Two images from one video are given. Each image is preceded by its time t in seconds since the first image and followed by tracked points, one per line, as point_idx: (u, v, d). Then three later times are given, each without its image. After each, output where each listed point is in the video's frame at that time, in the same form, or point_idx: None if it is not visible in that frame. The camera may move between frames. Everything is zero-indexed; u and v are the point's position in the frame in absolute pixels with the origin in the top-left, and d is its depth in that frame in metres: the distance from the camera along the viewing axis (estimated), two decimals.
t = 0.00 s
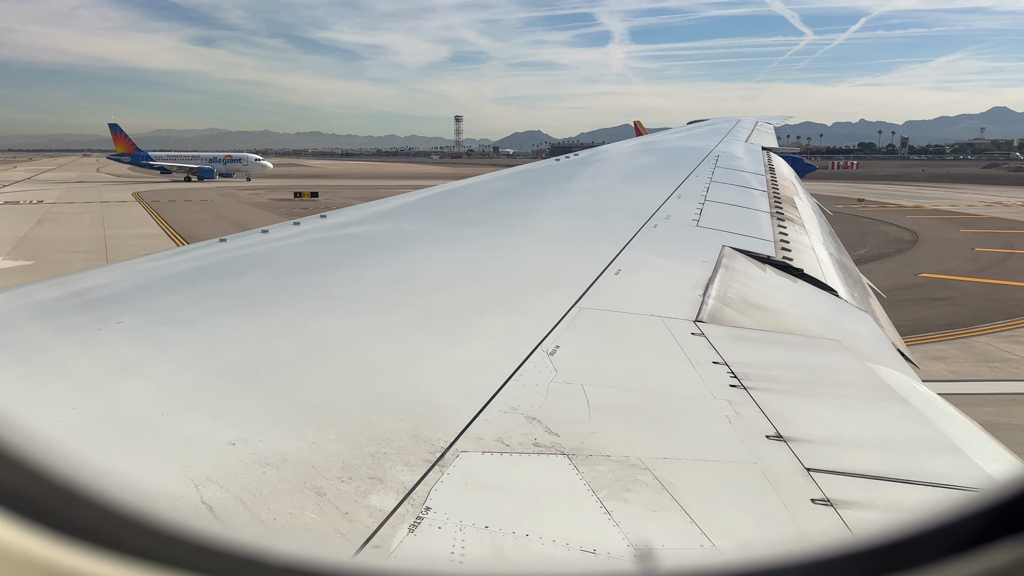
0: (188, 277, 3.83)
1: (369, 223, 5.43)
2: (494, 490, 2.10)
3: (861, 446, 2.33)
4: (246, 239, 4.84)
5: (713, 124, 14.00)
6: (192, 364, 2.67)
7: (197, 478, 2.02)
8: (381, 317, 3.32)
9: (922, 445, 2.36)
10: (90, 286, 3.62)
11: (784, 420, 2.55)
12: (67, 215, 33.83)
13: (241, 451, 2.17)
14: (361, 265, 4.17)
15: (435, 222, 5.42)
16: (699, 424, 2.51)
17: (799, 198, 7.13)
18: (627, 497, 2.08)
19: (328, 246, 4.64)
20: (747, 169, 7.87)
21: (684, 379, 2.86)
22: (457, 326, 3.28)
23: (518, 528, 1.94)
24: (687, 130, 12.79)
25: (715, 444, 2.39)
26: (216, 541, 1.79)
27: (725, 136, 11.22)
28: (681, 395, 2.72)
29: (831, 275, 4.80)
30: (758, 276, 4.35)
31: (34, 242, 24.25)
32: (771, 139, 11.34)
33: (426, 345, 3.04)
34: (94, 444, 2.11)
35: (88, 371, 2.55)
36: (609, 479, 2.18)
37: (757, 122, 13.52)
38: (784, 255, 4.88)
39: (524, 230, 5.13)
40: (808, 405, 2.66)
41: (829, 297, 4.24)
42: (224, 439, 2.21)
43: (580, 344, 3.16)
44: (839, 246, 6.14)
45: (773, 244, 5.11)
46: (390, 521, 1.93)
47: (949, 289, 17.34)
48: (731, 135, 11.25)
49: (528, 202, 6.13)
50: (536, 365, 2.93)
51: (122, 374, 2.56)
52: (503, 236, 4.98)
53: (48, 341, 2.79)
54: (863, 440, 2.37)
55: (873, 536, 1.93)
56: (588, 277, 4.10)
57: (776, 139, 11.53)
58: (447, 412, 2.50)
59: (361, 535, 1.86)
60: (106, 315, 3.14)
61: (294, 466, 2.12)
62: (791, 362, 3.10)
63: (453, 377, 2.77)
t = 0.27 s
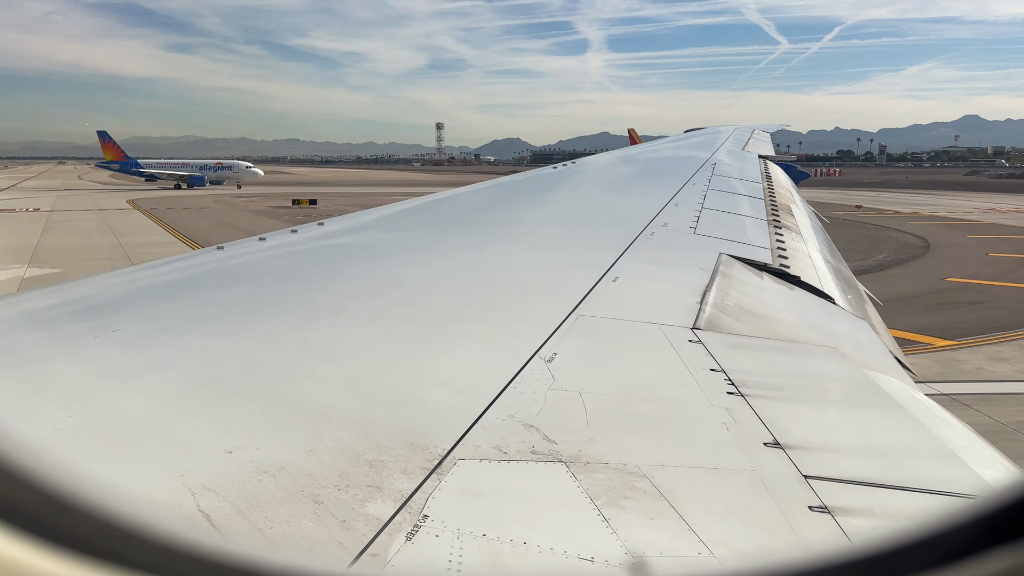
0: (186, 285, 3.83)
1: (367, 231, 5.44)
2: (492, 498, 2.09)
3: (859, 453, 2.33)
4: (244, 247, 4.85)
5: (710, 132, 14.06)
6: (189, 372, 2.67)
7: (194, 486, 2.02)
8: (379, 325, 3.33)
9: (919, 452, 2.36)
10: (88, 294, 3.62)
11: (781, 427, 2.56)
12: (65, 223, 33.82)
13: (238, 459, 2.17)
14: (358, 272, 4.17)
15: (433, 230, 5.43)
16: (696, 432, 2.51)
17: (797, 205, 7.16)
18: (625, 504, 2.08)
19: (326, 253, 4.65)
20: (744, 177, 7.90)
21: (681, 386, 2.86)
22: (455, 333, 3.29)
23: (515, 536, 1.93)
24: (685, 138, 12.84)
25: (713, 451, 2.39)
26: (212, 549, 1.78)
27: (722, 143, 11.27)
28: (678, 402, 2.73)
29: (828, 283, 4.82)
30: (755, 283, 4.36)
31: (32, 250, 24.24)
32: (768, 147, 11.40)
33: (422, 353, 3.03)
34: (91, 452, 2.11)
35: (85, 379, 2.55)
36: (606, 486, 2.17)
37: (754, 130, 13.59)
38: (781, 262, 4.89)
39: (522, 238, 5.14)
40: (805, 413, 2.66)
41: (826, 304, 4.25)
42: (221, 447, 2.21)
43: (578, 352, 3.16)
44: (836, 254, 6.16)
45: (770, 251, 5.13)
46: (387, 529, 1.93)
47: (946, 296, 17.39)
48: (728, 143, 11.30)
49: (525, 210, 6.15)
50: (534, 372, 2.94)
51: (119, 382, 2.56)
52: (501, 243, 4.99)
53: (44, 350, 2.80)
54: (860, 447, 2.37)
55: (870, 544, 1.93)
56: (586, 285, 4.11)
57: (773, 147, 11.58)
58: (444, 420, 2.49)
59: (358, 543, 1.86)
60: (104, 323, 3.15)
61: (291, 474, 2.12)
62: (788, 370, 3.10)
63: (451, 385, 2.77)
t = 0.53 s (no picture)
0: (183, 290, 3.83)
1: (365, 236, 5.45)
2: (489, 504, 2.09)
3: (856, 458, 2.34)
4: (242, 253, 4.85)
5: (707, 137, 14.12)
6: (186, 378, 2.67)
7: (190, 492, 2.01)
8: (376, 330, 3.33)
9: (916, 457, 2.37)
10: (85, 299, 3.62)
11: (779, 432, 2.56)
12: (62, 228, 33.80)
13: (235, 465, 2.16)
14: (356, 277, 4.17)
15: (430, 235, 5.44)
16: (694, 437, 2.51)
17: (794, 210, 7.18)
18: (622, 510, 2.08)
19: (323, 259, 4.65)
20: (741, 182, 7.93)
21: (679, 391, 2.86)
22: (452, 338, 3.29)
23: (513, 542, 1.93)
24: (682, 143, 12.88)
25: (711, 456, 2.39)
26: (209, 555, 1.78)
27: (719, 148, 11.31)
28: (676, 407, 2.72)
29: (825, 288, 4.82)
30: (753, 288, 4.37)
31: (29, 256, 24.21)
32: (765, 152, 11.44)
33: (419, 359, 3.03)
34: (87, 458, 2.10)
35: (82, 385, 2.55)
36: (604, 492, 2.17)
37: (750, 135, 13.64)
38: (778, 267, 4.90)
39: (519, 243, 5.15)
40: (803, 417, 2.66)
41: (823, 309, 4.26)
42: (218, 452, 2.21)
43: (576, 357, 3.16)
44: (833, 259, 6.17)
45: (767, 256, 5.14)
46: (384, 535, 1.92)
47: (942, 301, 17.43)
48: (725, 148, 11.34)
49: (523, 215, 6.16)
50: (532, 377, 2.93)
51: (116, 387, 2.56)
52: (498, 248, 5.00)
53: (40, 356, 2.79)
54: (858, 452, 2.37)
55: (868, 549, 1.93)
56: (583, 290, 4.12)
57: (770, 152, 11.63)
58: (442, 426, 2.49)
59: (356, 549, 1.85)
60: (101, 329, 3.14)
61: (288, 479, 2.11)
62: (786, 375, 3.10)
63: (448, 390, 2.76)
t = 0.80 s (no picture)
0: (180, 293, 3.83)
1: (362, 239, 5.45)
2: (486, 507, 2.09)
3: (853, 461, 2.34)
4: (239, 256, 4.85)
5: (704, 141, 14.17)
6: (182, 380, 2.66)
7: (187, 495, 2.00)
8: (373, 332, 3.32)
9: (913, 460, 2.37)
10: (82, 302, 3.61)
11: (776, 435, 2.56)
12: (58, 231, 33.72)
13: (232, 468, 2.15)
14: (353, 280, 4.18)
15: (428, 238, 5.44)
16: (691, 439, 2.51)
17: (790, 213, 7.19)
18: (620, 513, 2.08)
19: (321, 262, 4.65)
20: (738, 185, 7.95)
21: (676, 394, 2.86)
22: (449, 341, 3.28)
23: (510, 545, 1.93)
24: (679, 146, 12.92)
25: (708, 459, 2.39)
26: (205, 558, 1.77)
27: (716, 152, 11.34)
28: (673, 410, 2.73)
29: (822, 290, 4.84)
30: (750, 291, 4.38)
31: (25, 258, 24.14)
32: (761, 155, 11.48)
33: (416, 361, 3.03)
34: (83, 460, 2.09)
35: (78, 387, 2.54)
36: (601, 495, 2.17)
37: (747, 138, 13.69)
38: (775, 270, 4.91)
39: (517, 246, 5.16)
40: (800, 420, 2.67)
41: (820, 312, 4.27)
42: (215, 455, 2.20)
43: (573, 359, 3.17)
44: (829, 262, 6.19)
45: (764, 259, 5.15)
46: (381, 538, 1.92)
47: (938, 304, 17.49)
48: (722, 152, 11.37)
49: (520, 218, 6.17)
50: (529, 380, 2.93)
51: (112, 390, 2.55)
52: (496, 251, 5.00)
53: (37, 359, 2.78)
54: (855, 455, 2.37)
55: (863, 552, 1.93)
56: (581, 292, 4.12)
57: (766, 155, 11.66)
58: (439, 428, 2.49)
59: (352, 553, 1.85)
60: (97, 331, 3.14)
61: (285, 482, 2.11)
62: (783, 377, 3.11)
63: (445, 392, 2.76)
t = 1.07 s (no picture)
0: (177, 296, 3.83)
1: (359, 242, 5.45)
2: (483, 510, 2.09)
3: (848, 463, 2.34)
4: (236, 259, 4.85)
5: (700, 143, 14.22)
6: (179, 383, 2.66)
7: (183, 499, 2.00)
8: (370, 335, 3.32)
9: (908, 462, 2.38)
10: (78, 305, 3.61)
11: (772, 437, 2.57)
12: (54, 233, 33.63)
13: (228, 471, 2.15)
14: (350, 282, 4.18)
15: (425, 240, 5.44)
16: (688, 442, 2.52)
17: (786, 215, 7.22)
18: (616, 515, 2.08)
19: (318, 264, 4.65)
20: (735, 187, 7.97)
21: (672, 396, 2.87)
22: (446, 343, 3.29)
23: (506, 548, 1.92)
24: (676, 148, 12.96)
25: (704, 461, 2.39)
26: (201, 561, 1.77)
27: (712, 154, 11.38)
28: (669, 412, 2.73)
29: (818, 292, 4.85)
30: (746, 293, 4.39)
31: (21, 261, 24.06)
32: (757, 157, 11.52)
33: (413, 364, 3.03)
34: (79, 463, 2.09)
35: (74, 391, 2.54)
36: (598, 497, 2.17)
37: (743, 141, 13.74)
38: (771, 272, 4.93)
39: (513, 248, 5.17)
40: (796, 422, 2.67)
41: (816, 314, 4.28)
42: (211, 458, 2.20)
43: (570, 361, 3.17)
44: (825, 263, 6.21)
45: (760, 261, 5.16)
46: (378, 541, 1.91)
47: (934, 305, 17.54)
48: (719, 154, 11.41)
49: (517, 221, 6.18)
50: (526, 382, 2.94)
51: (108, 393, 2.55)
52: (493, 254, 5.01)
53: (33, 363, 2.78)
54: (850, 457, 2.38)
55: (860, 554, 1.93)
56: (577, 295, 4.13)
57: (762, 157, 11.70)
58: (436, 431, 2.49)
59: (349, 556, 1.84)
60: (93, 334, 3.13)
61: (281, 486, 2.10)
62: (779, 379, 3.12)
63: (442, 395, 2.76)
